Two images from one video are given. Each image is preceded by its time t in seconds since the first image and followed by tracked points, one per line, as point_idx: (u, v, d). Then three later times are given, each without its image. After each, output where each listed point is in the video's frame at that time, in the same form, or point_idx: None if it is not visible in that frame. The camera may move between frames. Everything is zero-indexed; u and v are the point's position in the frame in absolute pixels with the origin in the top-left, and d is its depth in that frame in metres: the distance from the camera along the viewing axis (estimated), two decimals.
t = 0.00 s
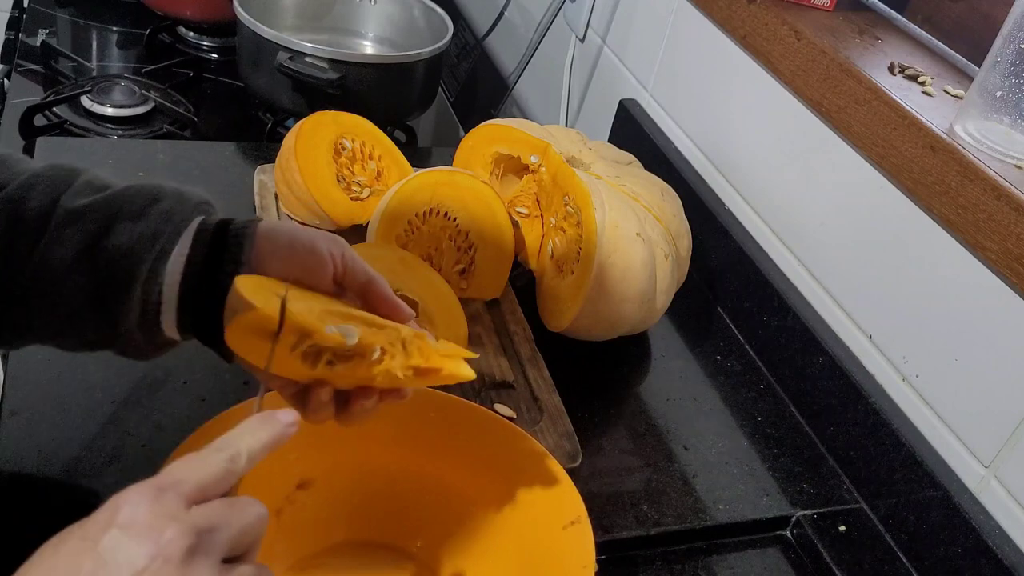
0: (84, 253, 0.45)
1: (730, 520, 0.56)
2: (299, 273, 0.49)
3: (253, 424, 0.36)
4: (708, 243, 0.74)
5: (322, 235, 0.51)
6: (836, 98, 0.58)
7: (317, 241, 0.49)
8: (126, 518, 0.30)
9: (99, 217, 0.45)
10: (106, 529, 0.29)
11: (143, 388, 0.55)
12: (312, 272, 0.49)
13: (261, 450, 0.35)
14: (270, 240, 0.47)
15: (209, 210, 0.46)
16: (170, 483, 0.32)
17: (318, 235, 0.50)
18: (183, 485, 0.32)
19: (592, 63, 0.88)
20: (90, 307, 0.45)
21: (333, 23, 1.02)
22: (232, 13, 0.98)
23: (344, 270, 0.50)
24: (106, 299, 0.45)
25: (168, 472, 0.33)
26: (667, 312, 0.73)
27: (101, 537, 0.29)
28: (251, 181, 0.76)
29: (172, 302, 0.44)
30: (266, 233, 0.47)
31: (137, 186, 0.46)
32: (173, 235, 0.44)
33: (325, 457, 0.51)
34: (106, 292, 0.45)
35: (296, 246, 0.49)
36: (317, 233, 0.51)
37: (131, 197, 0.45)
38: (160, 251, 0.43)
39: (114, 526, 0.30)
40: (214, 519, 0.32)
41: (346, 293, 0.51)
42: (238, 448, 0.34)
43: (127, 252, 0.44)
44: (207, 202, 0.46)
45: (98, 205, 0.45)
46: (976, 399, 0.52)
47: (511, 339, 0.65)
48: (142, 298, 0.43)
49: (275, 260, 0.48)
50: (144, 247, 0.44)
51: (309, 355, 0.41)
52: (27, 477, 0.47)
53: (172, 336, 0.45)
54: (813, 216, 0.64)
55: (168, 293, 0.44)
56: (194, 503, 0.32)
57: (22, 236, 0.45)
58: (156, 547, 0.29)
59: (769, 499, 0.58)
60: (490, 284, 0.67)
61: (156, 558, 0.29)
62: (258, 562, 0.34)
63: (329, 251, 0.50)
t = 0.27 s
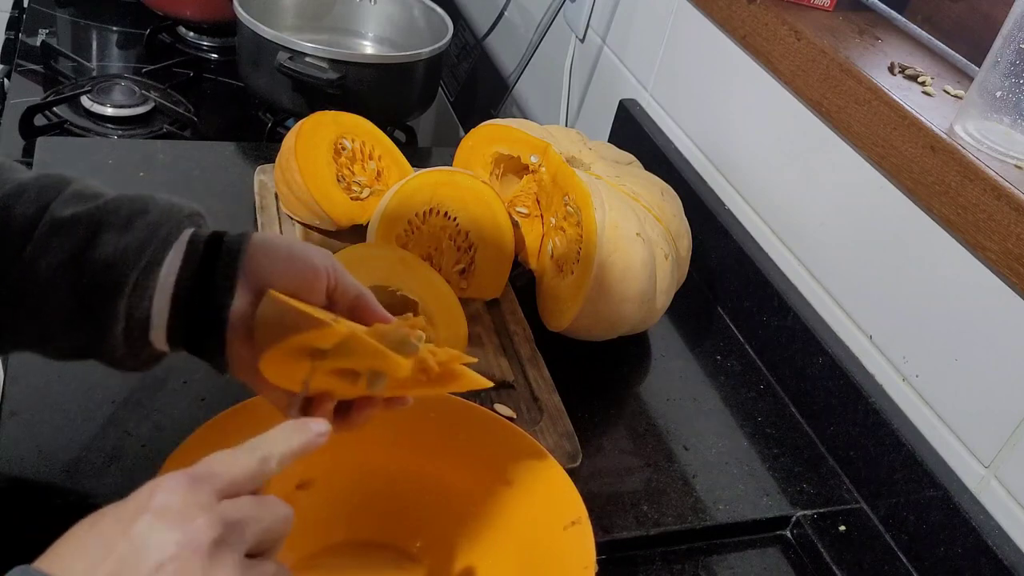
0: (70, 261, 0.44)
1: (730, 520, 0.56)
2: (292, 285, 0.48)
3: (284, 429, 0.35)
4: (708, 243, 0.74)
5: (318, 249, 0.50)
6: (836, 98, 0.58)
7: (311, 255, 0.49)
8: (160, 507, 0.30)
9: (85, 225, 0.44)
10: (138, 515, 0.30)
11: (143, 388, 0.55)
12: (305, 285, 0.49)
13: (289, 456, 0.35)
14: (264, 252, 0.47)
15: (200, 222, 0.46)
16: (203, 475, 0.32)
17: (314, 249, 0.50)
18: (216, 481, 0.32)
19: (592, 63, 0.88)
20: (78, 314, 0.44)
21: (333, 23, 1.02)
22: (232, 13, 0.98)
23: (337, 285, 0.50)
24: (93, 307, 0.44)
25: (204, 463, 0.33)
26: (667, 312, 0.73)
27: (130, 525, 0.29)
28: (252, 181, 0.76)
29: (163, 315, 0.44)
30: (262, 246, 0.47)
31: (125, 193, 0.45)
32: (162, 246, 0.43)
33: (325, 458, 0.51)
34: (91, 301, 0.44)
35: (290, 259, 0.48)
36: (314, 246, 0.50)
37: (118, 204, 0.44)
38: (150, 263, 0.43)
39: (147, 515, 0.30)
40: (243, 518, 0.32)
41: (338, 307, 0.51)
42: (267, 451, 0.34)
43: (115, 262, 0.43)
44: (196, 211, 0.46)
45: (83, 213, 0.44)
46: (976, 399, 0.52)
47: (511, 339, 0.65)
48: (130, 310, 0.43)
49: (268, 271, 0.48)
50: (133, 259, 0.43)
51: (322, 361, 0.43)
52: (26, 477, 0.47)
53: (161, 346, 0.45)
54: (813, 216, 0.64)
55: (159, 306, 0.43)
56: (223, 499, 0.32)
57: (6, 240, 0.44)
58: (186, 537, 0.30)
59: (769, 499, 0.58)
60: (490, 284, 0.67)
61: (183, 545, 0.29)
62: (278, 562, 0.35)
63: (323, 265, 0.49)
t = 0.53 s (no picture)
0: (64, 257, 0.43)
1: (730, 520, 0.56)
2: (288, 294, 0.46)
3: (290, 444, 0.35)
4: (708, 243, 0.74)
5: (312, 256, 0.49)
6: (836, 98, 0.58)
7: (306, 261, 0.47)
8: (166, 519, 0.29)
9: (80, 223, 0.43)
10: (146, 531, 0.29)
11: (143, 388, 0.55)
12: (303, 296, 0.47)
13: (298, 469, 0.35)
14: (259, 256, 0.45)
15: (196, 222, 0.45)
16: (210, 489, 0.31)
17: (309, 255, 0.48)
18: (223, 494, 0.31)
19: (592, 63, 0.88)
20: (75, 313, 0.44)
21: (333, 23, 1.02)
22: (232, 13, 0.98)
23: (334, 293, 0.48)
24: (83, 304, 0.43)
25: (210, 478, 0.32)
26: (667, 312, 0.73)
27: (139, 536, 0.28)
28: (252, 181, 0.76)
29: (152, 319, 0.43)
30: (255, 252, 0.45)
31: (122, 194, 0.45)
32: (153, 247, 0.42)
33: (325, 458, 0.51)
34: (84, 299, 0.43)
35: (284, 265, 0.46)
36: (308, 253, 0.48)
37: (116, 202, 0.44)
38: (141, 264, 0.42)
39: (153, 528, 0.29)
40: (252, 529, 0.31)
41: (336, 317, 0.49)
42: (274, 464, 0.34)
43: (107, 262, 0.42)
44: (193, 212, 0.45)
45: (79, 213, 0.44)
46: (976, 399, 0.52)
47: (511, 339, 0.65)
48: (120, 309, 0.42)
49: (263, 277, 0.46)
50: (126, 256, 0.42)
51: (322, 386, 0.41)
52: (26, 477, 0.47)
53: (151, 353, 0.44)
54: (813, 216, 0.64)
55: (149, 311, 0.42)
56: (233, 512, 0.32)
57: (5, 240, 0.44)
58: (198, 553, 0.28)
59: (769, 499, 0.58)
60: (490, 284, 0.67)
61: (199, 562, 0.28)
62: None
63: (318, 272, 0.47)
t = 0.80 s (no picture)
0: (49, 259, 0.43)
1: (730, 520, 0.56)
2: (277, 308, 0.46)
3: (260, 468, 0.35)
4: (708, 243, 0.74)
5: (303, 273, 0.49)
6: (836, 98, 0.58)
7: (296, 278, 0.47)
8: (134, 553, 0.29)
9: (66, 230, 0.43)
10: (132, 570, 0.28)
11: (143, 388, 0.55)
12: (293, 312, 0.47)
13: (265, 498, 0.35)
14: (249, 270, 0.46)
15: (183, 231, 0.45)
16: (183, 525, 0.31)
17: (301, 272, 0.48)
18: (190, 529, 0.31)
19: (592, 63, 0.88)
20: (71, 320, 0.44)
21: (333, 23, 1.02)
22: (232, 13, 0.98)
23: (320, 310, 0.48)
24: (82, 304, 0.43)
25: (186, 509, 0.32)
26: (667, 312, 0.73)
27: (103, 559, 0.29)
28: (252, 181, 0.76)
29: (135, 328, 0.43)
30: (246, 266, 0.46)
31: (106, 200, 0.45)
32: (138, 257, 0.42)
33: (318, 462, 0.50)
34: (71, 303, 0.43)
35: (273, 281, 0.46)
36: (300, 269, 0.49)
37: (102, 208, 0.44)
38: (126, 270, 0.42)
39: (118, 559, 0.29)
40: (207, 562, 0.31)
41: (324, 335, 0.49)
42: (247, 494, 0.34)
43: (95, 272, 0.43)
44: (181, 221, 0.45)
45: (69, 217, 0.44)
46: (976, 399, 0.52)
47: (511, 339, 0.65)
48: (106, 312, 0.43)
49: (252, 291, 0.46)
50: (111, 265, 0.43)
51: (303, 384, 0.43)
52: (26, 477, 0.47)
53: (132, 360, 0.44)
54: (813, 216, 0.64)
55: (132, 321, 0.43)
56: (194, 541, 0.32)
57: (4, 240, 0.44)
58: None
59: (768, 499, 0.58)
60: (490, 284, 0.67)
61: None
62: None
63: (307, 287, 0.47)
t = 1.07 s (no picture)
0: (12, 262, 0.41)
1: (730, 520, 0.56)
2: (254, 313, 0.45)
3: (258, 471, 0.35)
4: (708, 243, 0.74)
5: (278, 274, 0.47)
6: (836, 98, 0.58)
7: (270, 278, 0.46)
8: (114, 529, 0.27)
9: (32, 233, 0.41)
10: (92, 539, 0.27)
11: (142, 388, 0.55)
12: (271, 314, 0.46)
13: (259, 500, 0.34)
14: (223, 269, 0.45)
15: (154, 233, 0.43)
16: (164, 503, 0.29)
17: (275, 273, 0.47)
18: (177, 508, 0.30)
19: (592, 63, 0.88)
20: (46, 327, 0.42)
21: (333, 23, 1.02)
22: (232, 13, 0.98)
23: (298, 311, 0.46)
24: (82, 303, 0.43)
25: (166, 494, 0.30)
26: (667, 312, 0.73)
27: (83, 550, 0.26)
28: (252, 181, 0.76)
29: (101, 329, 0.41)
30: (222, 270, 0.44)
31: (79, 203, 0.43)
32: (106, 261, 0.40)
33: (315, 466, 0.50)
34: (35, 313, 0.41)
35: (248, 284, 0.45)
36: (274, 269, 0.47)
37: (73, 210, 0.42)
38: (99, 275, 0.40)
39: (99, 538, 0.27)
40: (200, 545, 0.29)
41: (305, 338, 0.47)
42: (235, 489, 0.33)
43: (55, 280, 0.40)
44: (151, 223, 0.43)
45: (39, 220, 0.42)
46: (976, 399, 0.52)
47: (511, 339, 0.65)
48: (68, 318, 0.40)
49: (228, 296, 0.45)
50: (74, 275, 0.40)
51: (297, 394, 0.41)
52: (26, 477, 0.47)
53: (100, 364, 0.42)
54: (813, 216, 0.64)
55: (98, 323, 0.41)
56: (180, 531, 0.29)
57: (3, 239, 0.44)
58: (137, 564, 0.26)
59: (768, 499, 0.58)
60: (490, 284, 0.67)
61: None
62: None
63: (282, 289, 0.46)
